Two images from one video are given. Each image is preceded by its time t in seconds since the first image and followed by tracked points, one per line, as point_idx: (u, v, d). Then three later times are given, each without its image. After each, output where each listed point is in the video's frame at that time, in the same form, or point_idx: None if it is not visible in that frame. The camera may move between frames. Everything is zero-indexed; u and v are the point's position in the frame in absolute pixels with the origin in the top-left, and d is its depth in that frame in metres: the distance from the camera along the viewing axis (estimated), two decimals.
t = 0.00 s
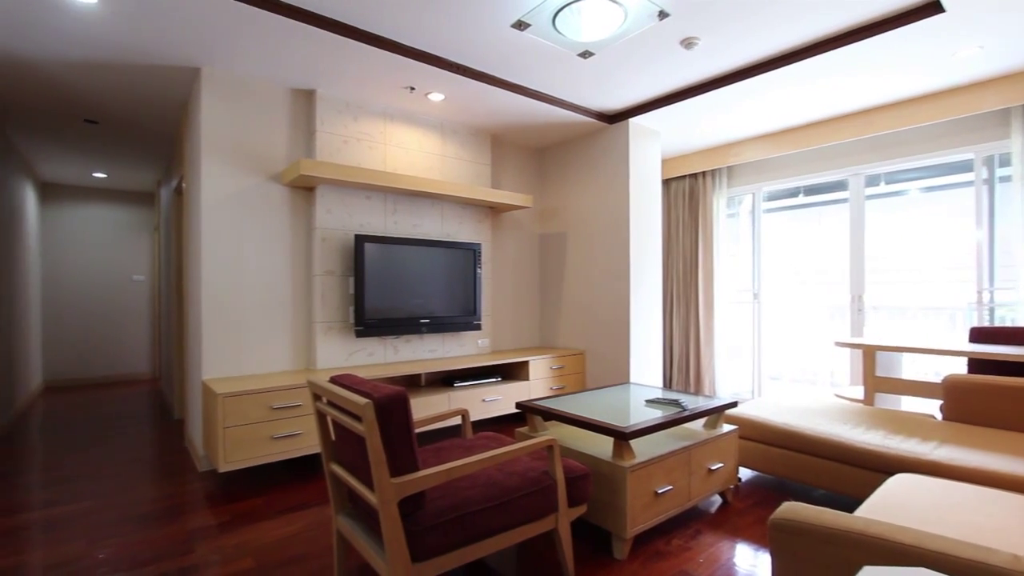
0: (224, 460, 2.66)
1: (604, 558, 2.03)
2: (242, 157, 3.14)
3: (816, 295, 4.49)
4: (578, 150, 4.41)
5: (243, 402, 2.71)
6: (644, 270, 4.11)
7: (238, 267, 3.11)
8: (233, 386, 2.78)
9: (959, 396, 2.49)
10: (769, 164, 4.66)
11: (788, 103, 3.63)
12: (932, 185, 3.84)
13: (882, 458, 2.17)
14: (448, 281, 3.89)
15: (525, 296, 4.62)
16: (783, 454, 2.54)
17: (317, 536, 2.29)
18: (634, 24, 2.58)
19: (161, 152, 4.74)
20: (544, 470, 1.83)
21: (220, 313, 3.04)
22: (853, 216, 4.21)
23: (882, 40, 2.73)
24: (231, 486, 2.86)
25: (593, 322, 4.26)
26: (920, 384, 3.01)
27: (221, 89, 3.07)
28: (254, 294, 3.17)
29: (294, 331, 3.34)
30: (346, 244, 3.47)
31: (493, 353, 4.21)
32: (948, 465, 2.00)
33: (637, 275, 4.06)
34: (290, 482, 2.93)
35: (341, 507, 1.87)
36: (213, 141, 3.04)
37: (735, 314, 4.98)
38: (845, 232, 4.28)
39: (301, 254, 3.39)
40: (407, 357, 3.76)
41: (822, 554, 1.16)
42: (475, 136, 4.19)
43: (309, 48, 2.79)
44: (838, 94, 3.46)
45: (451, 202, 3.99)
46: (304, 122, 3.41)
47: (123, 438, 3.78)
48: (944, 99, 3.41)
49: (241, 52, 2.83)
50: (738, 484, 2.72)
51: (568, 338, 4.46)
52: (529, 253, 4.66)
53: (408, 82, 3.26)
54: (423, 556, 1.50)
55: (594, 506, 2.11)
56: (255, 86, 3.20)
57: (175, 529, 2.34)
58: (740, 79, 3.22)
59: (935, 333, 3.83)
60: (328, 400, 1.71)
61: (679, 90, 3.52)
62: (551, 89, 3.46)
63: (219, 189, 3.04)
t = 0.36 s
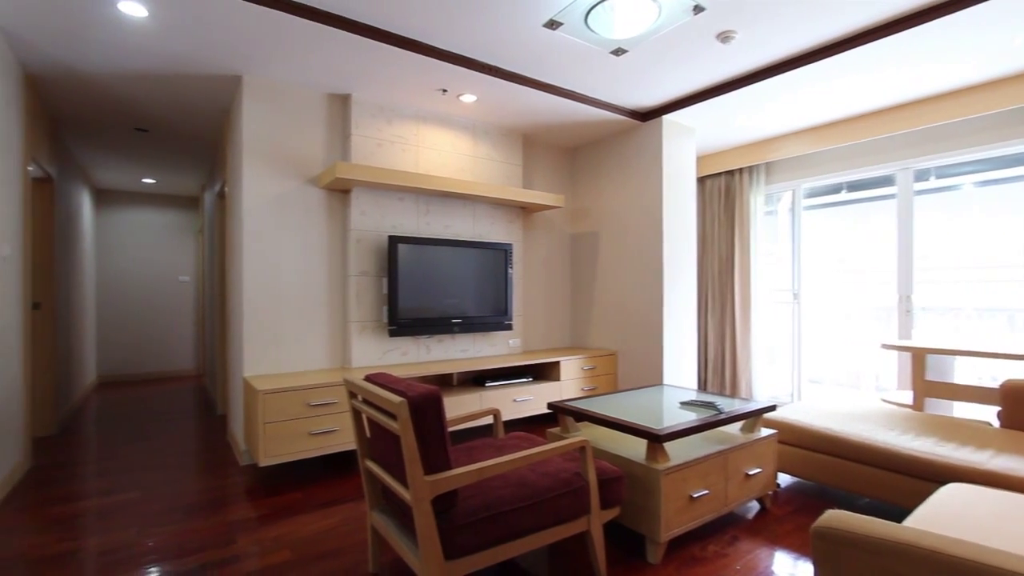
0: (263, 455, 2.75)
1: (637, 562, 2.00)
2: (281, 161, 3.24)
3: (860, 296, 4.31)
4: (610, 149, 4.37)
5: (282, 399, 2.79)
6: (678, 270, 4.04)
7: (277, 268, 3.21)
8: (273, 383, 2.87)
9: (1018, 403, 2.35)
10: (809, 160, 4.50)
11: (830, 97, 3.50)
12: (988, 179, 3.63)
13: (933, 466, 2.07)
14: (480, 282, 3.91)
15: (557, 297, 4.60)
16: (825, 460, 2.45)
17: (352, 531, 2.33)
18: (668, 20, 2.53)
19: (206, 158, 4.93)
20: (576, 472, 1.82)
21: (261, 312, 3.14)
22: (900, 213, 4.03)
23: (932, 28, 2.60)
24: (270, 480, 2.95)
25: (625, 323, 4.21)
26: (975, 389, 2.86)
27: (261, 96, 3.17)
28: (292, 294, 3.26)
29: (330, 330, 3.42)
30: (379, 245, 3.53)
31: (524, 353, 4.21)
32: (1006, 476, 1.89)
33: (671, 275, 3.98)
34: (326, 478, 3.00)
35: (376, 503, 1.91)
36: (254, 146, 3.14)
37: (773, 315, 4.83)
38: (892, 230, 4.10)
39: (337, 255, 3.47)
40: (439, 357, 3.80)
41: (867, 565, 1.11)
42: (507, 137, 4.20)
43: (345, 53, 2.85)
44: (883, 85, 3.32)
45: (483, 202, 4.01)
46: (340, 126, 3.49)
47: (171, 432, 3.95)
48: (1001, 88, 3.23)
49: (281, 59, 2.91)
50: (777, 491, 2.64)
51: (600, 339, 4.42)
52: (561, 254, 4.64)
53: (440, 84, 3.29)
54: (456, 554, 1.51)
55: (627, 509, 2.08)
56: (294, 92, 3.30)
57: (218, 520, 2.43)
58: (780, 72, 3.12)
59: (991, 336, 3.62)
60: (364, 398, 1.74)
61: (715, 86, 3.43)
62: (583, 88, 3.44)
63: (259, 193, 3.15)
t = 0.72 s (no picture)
0: (304, 450, 2.83)
1: (674, 567, 1.97)
2: (320, 164, 3.33)
3: (912, 296, 4.10)
4: (645, 147, 4.30)
5: (322, 396, 2.87)
6: (716, 270, 3.94)
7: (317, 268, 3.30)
8: (313, 381, 2.95)
9: None
10: (856, 154, 4.32)
11: (878, 88, 3.35)
12: None
13: (993, 478, 1.95)
14: (513, 282, 3.92)
15: (590, 297, 4.57)
16: (873, 468, 2.34)
17: (389, 526, 2.38)
18: (706, 14, 2.48)
19: (249, 163, 5.11)
20: (611, 474, 1.80)
21: (301, 312, 3.24)
22: (956, 208, 3.81)
23: (993, 13, 2.45)
24: (310, 475, 3.04)
25: (661, 323, 4.14)
26: None
27: (302, 103, 3.27)
28: (331, 294, 3.35)
29: (367, 329, 3.50)
30: (415, 246, 3.58)
31: (558, 353, 4.20)
32: None
33: (709, 275, 3.89)
34: (363, 474, 3.06)
35: (411, 500, 1.93)
36: (295, 151, 3.24)
37: (817, 316, 4.66)
38: (947, 227, 3.89)
39: (373, 255, 3.54)
40: (473, 356, 3.83)
41: None
42: (540, 137, 4.20)
43: (381, 58, 2.91)
44: (937, 75, 3.15)
45: (516, 202, 4.02)
46: (376, 130, 3.56)
47: (217, 426, 4.12)
48: None
49: (320, 66, 2.99)
50: (821, 498, 2.54)
51: (635, 340, 4.36)
52: (595, 254, 4.60)
53: (474, 86, 3.32)
54: (491, 552, 1.52)
55: (664, 513, 2.05)
56: (333, 98, 3.39)
57: (262, 512, 2.52)
58: (824, 64, 3.00)
59: None
60: (400, 396, 1.77)
61: (755, 80, 3.33)
62: (617, 86, 3.40)
63: (300, 196, 3.24)
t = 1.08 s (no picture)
0: (343, 446, 2.90)
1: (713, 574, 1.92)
2: (358, 167, 3.40)
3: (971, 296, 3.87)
4: (683, 144, 4.22)
5: (360, 394, 2.93)
6: (756, 270, 3.82)
7: (354, 269, 3.38)
8: (351, 379, 3.02)
9: None
10: (908, 148, 4.11)
11: (933, 78, 3.18)
12: None
13: None
14: (547, 282, 3.90)
15: (626, 297, 4.51)
16: (927, 478, 2.23)
17: (425, 523, 2.41)
18: (746, 6, 2.41)
19: (291, 167, 5.27)
20: (648, 477, 1.77)
21: (340, 311, 3.32)
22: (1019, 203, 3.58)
23: None
24: (348, 471, 3.11)
25: (698, 324, 4.05)
26: None
27: (341, 108, 3.35)
28: (368, 294, 3.42)
29: (403, 329, 3.55)
30: (450, 246, 3.62)
31: (592, 354, 4.16)
32: None
33: (749, 274, 3.78)
34: (399, 471, 3.11)
35: (447, 498, 1.95)
36: (334, 154, 3.33)
37: (865, 317, 4.46)
38: (1009, 222, 3.65)
39: (409, 256, 3.59)
40: (507, 356, 3.84)
41: None
42: (574, 136, 4.17)
43: (416, 61, 2.95)
44: (999, 61, 2.96)
45: (550, 202, 4.00)
46: (412, 133, 3.61)
47: (260, 422, 4.27)
48: None
49: (358, 71, 3.06)
50: (870, 508, 2.43)
51: (672, 341, 4.27)
52: (630, 253, 4.54)
53: (508, 87, 3.32)
54: (526, 553, 1.52)
55: (702, 518, 2.00)
56: (370, 102, 3.46)
57: (302, 506, 2.60)
58: (873, 53, 2.86)
59: None
60: (436, 395, 1.78)
61: (799, 72, 3.21)
62: (653, 82, 3.34)
63: (338, 198, 3.33)
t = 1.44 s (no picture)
0: (382, 444, 2.96)
1: None
2: (396, 170, 3.47)
3: None
4: (724, 140, 4.11)
5: (398, 393, 2.99)
6: (802, 269, 3.68)
7: (393, 269, 3.44)
8: (390, 378, 3.08)
9: None
10: (970, 139, 3.87)
11: (998, 63, 2.98)
12: None
13: None
14: (583, 282, 3.87)
15: (664, 297, 4.43)
16: (992, 490, 2.09)
17: (463, 522, 2.43)
18: None
19: (332, 171, 5.42)
20: (689, 481, 1.73)
21: (379, 312, 3.40)
22: None
23: None
24: (387, 468, 3.17)
25: (740, 326, 3.93)
26: None
27: (380, 112, 3.43)
28: (406, 294, 3.49)
29: (440, 329, 3.60)
30: (486, 247, 3.64)
31: (629, 355, 4.10)
32: None
33: (794, 274, 3.64)
34: (437, 470, 3.15)
35: (484, 497, 1.96)
36: (374, 157, 3.40)
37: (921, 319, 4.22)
38: None
39: (446, 257, 3.64)
40: (543, 357, 3.83)
41: None
42: (611, 134, 4.13)
43: (454, 64, 2.98)
44: None
45: (586, 202, 3.97)
46: (449, 135, 3.65)
47: (303, 418, 4.41)
48: None
49: (396, 75, 3.12)
50: (928, 520, 2.30)
51: (712, 342, 4.17)
52: (668, 253, 4.45)
53: (545, 87, 3.32)
54: (564, 554, 1.51)
55: (746, 526, 1.94)
56: (408, 105, 3.52)
57: (344, 501, 2.66)
58: (931, 39, 2.70)
59: None
60: (473, 394, 1.80)
61: (848, 62, 3.07)
62: (693, 77, 3.27)
63: (377, 201, 3.40)
